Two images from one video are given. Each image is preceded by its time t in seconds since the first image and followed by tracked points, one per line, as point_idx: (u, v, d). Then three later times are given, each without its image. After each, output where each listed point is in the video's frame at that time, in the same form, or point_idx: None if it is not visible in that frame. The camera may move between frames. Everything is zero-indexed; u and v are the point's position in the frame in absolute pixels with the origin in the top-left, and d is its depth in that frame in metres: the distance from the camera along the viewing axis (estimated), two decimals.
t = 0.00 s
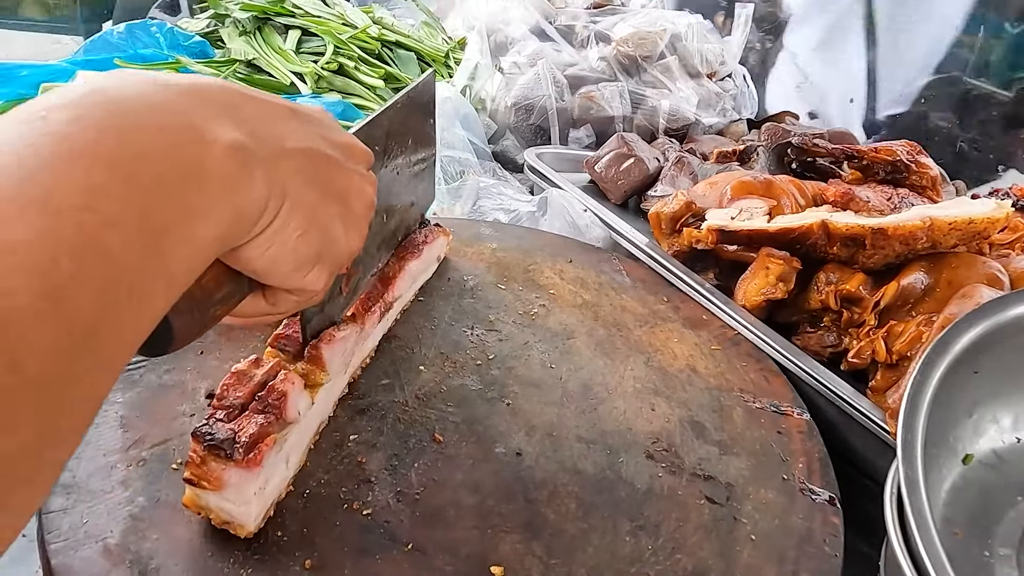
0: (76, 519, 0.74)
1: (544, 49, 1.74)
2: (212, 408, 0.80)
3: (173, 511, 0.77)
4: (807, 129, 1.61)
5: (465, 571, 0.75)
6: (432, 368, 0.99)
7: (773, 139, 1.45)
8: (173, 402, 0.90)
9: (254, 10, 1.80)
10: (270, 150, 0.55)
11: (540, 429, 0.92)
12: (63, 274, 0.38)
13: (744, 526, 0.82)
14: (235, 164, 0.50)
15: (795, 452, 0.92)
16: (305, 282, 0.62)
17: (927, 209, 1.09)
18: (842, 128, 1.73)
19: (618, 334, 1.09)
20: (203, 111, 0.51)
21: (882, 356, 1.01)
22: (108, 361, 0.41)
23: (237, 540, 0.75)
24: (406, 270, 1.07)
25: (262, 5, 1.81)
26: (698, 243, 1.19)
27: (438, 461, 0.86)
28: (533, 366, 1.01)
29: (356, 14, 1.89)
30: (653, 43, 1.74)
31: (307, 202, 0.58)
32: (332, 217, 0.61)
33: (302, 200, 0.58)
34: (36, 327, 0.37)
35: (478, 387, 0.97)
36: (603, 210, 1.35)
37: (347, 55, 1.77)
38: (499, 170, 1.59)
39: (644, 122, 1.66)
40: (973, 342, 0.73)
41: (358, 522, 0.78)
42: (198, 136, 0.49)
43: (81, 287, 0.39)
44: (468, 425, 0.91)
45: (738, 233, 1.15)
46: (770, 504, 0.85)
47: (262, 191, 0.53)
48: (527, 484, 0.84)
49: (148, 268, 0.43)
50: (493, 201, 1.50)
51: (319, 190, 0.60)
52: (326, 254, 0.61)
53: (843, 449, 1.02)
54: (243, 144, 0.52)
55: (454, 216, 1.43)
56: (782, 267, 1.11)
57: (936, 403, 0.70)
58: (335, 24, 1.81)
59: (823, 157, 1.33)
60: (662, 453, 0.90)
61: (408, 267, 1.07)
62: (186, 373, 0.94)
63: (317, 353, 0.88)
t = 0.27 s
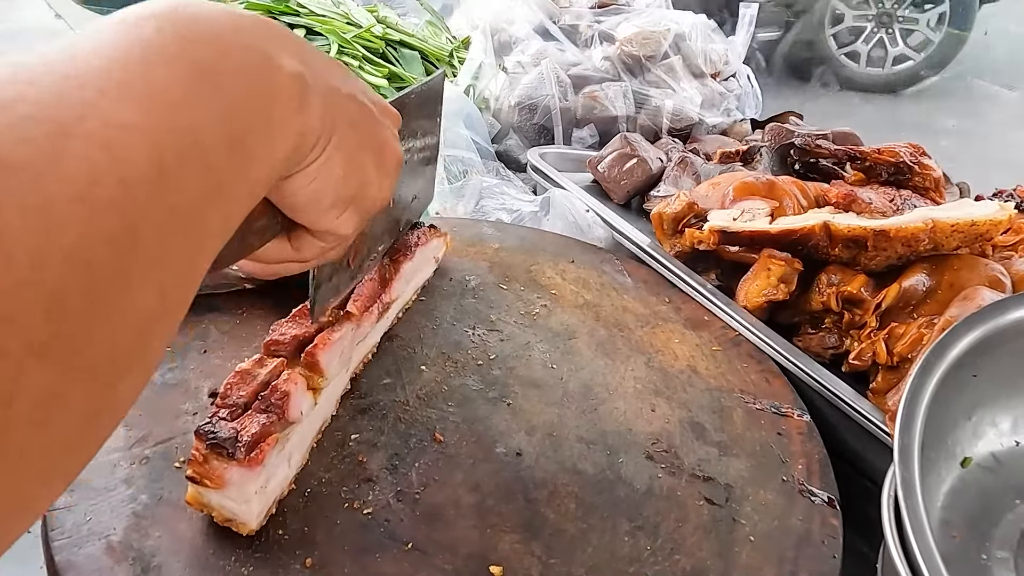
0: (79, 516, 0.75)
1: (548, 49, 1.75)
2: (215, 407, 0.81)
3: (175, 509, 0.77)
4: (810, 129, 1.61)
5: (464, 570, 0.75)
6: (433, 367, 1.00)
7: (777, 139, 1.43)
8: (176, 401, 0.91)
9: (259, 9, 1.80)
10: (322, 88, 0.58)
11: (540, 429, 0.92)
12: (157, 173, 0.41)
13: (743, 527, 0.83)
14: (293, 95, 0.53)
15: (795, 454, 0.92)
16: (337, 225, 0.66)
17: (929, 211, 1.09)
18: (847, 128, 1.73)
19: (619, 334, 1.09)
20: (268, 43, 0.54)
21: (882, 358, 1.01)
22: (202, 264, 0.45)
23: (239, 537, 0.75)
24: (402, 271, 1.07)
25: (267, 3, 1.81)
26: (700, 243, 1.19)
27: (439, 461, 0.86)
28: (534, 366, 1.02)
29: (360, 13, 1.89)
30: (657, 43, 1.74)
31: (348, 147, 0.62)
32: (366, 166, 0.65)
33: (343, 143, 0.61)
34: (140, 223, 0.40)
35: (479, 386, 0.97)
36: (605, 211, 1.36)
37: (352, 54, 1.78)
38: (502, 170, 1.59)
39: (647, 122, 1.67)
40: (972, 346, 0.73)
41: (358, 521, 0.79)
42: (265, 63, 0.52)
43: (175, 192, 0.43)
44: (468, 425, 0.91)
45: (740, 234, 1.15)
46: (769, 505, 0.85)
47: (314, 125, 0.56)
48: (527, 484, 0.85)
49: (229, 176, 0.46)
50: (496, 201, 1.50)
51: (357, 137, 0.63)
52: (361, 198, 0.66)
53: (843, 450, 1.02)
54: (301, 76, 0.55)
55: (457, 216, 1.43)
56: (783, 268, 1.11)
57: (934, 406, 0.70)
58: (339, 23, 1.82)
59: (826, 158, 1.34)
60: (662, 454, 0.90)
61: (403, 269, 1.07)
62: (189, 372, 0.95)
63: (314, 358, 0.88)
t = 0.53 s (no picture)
0: (85, 513, 0.75)
1: (553, 48, 1.75)
2: (221, 404, 0.81)
3: (180, 506, 0.78)
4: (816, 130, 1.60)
5: (467, 569, 0.75)
6: (438, 367, 1.00)
7: (784, 139, 1.43)
8: (182, 398, 0.91)
9: (266, 8, 1.81)
10: (343, 109, 0.61)
11: (544, 429, 0.92)
12: (198, 197, 0.44)
13: (746, 527, 0.83)
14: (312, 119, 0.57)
15: (798, 455, 0.92)
16: (364, 225, 0.69)
17: (935, 212, 1.08)
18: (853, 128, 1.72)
19: (623, 335, 1.10)
20: (290, 70, 0.57)
21: (887, 359, 1.01)
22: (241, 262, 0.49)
23: (243, 535, 0.76)
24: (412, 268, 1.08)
25: (274, 2, 1.82)
26: (705, 244, 1.19)
27: (443, 460, 0.87)
28: (538, 366, 1.02)
29: (366, 11, 1.89)
30: (662, 42, 1.74)
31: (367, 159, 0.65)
32: (388, 174, 0.68)
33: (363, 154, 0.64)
34: (181, 239, 0.43)
35: (483, 386, 0.98)
36: (610, 211, 1.36)
37: (358, 53, 1.78)
38: (508, 169, 1.59)
39: (653, 121, 1.66)
40: (977, 349, 0.73)
41: (362, 519, 0.79)
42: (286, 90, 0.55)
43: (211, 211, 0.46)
44: (472, 424, 0.92)
45: (746, 234, 1.16)
46: (772, 506, 0.86)
47: (338, 140, 0.60)
48: (530, 483, 0.85)
49: (258, 193, 0.49)
50: (501, 200, 1.50)
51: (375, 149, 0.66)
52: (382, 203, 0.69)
53: (847, 452, 1.02)
54: (321, 100, 0.58)
55: (461, 216, 1.43)
56: (788, 269, 1.11)
57: (937, 409, 0.70)
58: (345, 21, 1.82)
59: (832, 159, 1.33)
60: (665, 455, 0.91)
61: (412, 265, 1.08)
62: (194, 370, 0.96)
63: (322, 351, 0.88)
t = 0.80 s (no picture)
0: (91, 506, 0.76)
1: (558, 47, 1.75)
2: (229, 398, 0.83)
3: (184, 500, 0.79)
4: (820, 128, 1.60)
5: (468, 564, 0.76)
6: (440, 363, 1.01)
7: (787, 138, 1.45)
8: (187, 393, 0.92)
9: (272, 5, 1.82)
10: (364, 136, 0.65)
11: (545, 426, 0.93)
12: (213, 211, 0.47)
13: (746, 525, 0.83)
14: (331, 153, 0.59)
15: (799, 453, 0.92)
16: (382, 245, 0.73)
17: (938, 212, 1.08)
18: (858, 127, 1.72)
19: (626, 332, 1.10)
20: (317, 102, 0.61)
21: (889, 359, 1.01)
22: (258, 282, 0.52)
23: (246, 529, 0.77)
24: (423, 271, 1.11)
25: None
26: (708, 243, 1.20)
27: (444, 456, 0.87)
28: (540, 363, 1.03)
29: (371, 9, 1.90)
30: (667, 41, 1.74)
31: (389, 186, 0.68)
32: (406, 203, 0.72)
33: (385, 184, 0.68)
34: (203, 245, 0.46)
35: (485, 383, 0.98)
36: (613, 209, 1.36)
37: (363, 51, 1.79)
38: (512, 167, 1.60)
39: (657, 120, 1.67)
40: (977, 348, 0.73)
41: (364, 514, 0.80)
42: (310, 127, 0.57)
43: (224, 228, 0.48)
44: (474, 420, 0.92)
45: (749, 233, 1.16)
46: (772, 504, 0.86)
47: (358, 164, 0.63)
48: (531, 479, 0.86)
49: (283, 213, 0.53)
50: (505, 198, 1.51)
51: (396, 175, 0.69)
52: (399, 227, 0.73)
53: (848, 450, 1.02)
54: (344, 129, 0.62)
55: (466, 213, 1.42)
56: (791, 268, 1.11)
57: (936, 407, 0.70)
58: (351, 19, 1.82)
59: (835, 158, 1.33)
60: (666, 452, 0.91)
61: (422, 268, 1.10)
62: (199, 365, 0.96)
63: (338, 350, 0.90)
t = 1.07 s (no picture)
0: (92, 496, 0.78)
1: (560, 46, 1.76)
2: (224, 391, 0.85)
3: (183, 492, 0.80)
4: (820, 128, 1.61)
5: (462, 557, 0.77)
6: (439, 359, 1.02)
7: (788, 137, 1.45)
8: (188, 386, 0.93)
9: (275, 4, 1.82)
10: (339, 189, 0.69)
11: (541, 421, 0.94)
12: (173, 251, 0.51)
13: (738, 520, 0.84)
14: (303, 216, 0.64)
15: (793, 449, 0.93)
16: (368, 293, 0.80)
17: (934, 211, 1.09)
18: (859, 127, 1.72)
19: (623, 329, 1.11)
20: (288, 160, 0.66)
21: (883, 357, 1.02)
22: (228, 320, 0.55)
23: (244, 520, 0.78)
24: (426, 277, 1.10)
25: None
26: (706, 241, 1.21)
27: (441, 450, 0.88)
28: (537, 359, 1.04)
29: (375, 8, 1.91)
30: (668, 40, 1.75)
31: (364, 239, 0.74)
32: (386, 242, 0.77)
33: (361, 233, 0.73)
34: (168, 278, 0.50)
35: (483, 378, 0.99)
36: (612, 208, 1.37)
37: (366, 49, 1.80)
38: (513, 165, 1.61)
39: (658, 119, 1.67)
40: (966, 346, 0.74)
41: (361, 506, 0.81)
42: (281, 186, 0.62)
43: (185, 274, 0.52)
44: (471, 415, 0.93)
45: (746, 232, 1.17)
46: (765, 499, 0.87)
47: (331, 213, 0.67)
48: (527, 474, 0.87)
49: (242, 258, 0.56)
50: (506, 195, 1.52)
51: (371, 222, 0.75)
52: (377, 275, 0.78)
53: (843, 447, 1.03)
54: (312, 186, 0.66)
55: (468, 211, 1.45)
56: (788, 266, 1.12)
57: (925, 404, 0.71)
58: (354, 18, 1.84)
59: (834, 157, 1.34)
60: (661, 447, 0.92)
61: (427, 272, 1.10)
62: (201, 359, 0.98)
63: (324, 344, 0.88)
